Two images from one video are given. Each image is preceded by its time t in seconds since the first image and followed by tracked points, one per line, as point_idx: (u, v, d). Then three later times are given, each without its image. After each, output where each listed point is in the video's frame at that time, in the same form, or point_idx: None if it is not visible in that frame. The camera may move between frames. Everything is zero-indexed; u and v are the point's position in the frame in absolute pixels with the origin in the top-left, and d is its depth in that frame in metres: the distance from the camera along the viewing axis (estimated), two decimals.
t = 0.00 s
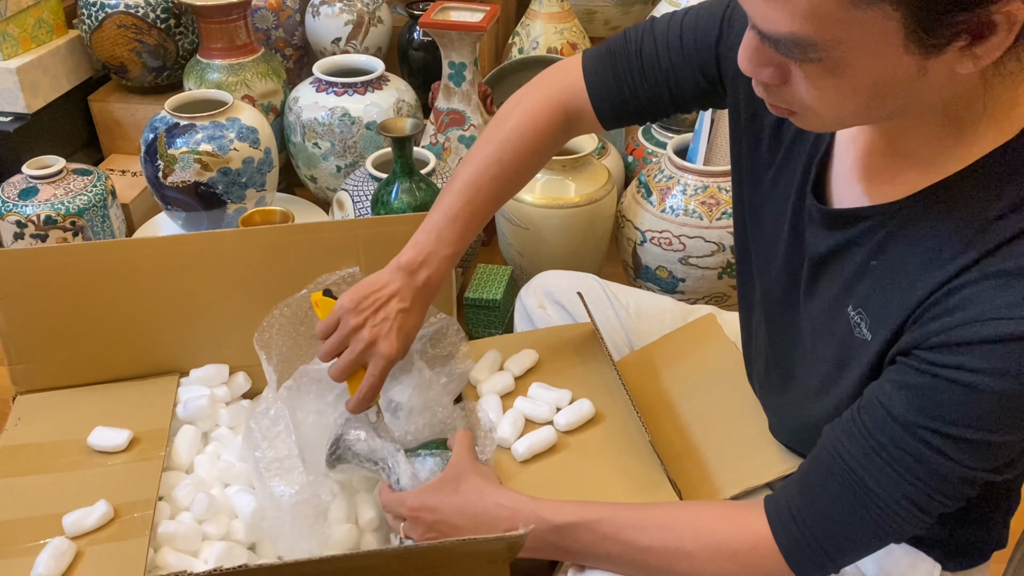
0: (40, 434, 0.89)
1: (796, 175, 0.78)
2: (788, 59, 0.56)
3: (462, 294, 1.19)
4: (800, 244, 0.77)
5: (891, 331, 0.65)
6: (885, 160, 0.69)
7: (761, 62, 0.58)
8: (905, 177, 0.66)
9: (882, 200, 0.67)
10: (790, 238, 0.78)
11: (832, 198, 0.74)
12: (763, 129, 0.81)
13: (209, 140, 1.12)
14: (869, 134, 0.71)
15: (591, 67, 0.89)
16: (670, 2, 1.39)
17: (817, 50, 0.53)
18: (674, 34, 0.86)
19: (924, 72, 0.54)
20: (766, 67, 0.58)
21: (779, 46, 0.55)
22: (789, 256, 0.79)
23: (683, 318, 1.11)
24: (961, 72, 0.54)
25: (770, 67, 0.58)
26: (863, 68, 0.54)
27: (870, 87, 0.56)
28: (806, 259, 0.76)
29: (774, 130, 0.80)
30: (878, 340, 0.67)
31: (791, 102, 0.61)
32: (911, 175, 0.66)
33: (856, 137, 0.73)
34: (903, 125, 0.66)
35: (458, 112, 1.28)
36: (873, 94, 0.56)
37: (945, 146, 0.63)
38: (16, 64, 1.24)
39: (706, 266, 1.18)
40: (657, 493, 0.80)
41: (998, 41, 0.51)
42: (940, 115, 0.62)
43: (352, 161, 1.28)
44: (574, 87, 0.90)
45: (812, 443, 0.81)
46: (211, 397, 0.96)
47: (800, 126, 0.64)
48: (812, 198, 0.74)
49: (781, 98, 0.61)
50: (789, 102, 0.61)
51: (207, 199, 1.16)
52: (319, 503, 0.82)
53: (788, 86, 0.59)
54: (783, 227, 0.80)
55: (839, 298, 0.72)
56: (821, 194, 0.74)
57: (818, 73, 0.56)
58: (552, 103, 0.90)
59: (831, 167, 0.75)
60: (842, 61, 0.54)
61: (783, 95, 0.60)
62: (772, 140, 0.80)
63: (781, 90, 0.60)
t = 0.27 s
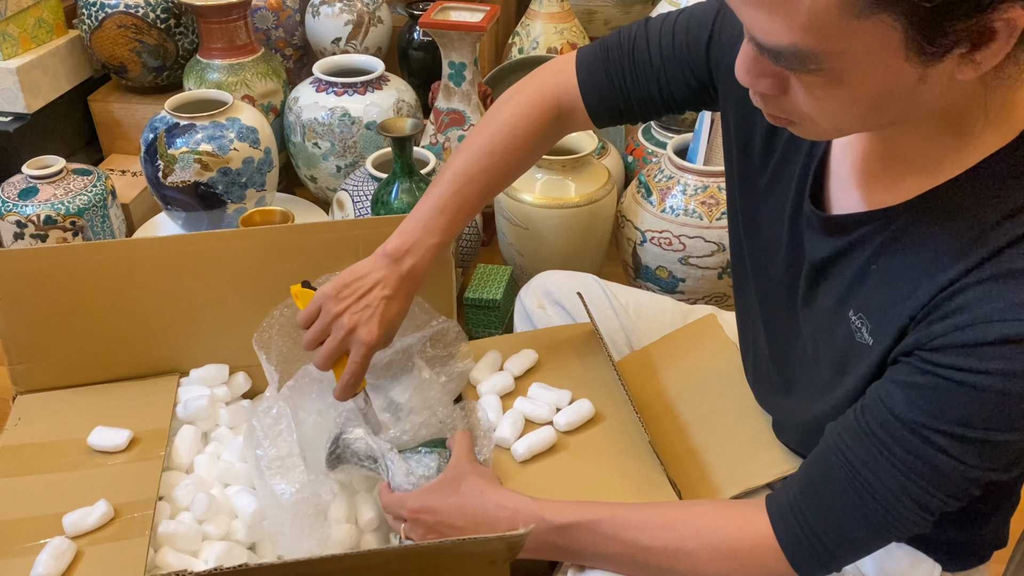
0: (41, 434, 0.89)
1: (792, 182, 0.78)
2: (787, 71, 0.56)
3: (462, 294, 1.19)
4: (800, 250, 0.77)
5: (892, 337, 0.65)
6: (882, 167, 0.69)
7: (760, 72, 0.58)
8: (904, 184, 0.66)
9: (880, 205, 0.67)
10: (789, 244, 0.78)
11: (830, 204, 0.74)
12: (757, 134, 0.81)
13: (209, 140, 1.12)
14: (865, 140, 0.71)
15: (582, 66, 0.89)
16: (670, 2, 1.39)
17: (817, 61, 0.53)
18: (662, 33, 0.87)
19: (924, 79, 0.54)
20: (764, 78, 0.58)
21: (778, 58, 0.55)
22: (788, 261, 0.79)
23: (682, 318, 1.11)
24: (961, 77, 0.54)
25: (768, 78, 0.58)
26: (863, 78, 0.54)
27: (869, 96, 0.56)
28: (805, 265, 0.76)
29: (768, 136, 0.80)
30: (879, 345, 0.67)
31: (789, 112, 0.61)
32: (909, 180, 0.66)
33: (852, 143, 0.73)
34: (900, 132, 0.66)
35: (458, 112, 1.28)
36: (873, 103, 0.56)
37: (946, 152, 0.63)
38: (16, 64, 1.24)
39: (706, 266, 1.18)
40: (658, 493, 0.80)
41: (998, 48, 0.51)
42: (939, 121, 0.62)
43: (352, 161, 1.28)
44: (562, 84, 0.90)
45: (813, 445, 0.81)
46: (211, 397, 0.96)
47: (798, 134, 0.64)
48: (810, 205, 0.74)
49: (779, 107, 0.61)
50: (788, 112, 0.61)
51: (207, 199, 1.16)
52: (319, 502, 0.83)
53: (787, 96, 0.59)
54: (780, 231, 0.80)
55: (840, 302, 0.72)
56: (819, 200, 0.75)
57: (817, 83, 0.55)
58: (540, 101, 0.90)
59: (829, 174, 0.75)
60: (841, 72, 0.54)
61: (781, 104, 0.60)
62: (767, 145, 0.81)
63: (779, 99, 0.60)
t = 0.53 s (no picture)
0: (41, 433, 0.89)
1: (792, 179, 0.77)
2: (786, 63, 0.56)
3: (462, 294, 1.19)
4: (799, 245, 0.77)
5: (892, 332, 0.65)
6: (882, 163, 0.69)
7: (758, 65, 0.58)
8: (904, 179, 0.66)
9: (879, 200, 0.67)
10: (788, 240, 0.78)
11: (830, 200, 0.74)
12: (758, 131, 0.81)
13: (209, 140, 1.12)
14: (866, 137, 0.71)
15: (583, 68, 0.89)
16: (670, 2, 1.39)
17: (814, 54, 0.53)
18: (663, 34, 0.87)
19: (922, 74, 0.54)
20: (763, 70, 0.58)
21: (776, 50, 0.55)
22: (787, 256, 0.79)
23: (682, 318, 1.11)
24: (959, 74, 0.54)
25: (767, 70, 0.58)
26: (861, 71, 0.54)
27: (868, 90, 0.55)
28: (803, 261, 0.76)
29: (767, 132, 0.80)
30: (879, 340, 0.67)
31: (787, 106, 0.61)
32: (908, 177, 0.66)
33: (852, 139, 0.73)
34: (899, 127, 0.65)
35: (458, 112, 1.28)
36: (871, 97, 0.56)
37: (944, 150, 0.62)
38: (16, 64, 1.24)
39: (706, 266, 1.18)
40: (658, 494, 0.80)
41: (995, 43, 0.51)
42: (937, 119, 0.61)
43: (352, 161, 1.28)
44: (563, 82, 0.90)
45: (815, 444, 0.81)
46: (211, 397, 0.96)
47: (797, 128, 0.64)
48: (810, 201, 0.74)
49: (777, 101, 0.61)
50: (786, 105, 0.61)
51: (207, 199, 1.16)
52: (301, 506, 0.81)
53: (785, 90, 0.59)
54: (779, 229, 0.80)
55: (838, 299, 0.72)
56: (819, 195, 0.75)
57: (815, 76, 0.55)
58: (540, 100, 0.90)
59: (829, 168, 0.75)
60: (839, 64, 0.54)
61: (780, 98, 0.60)
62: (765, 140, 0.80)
63: (777, 93, 0.60)
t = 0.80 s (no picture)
0: (41, 433, 0.89)
1: (798, 177, 0.77)
2: (794, 36, 0.56)
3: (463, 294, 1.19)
4: (805, 244, 0.77)
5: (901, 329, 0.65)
6: (889, 156, 0.68)
7: (766, 41, 0.58)
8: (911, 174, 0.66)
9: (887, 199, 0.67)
10: (792, 239, 0.78)
11: (835, 198, 0.73)
12: (764, 130, 0.81)
13: (209, 140, 1.12)
14: (871, 130, 0.70)
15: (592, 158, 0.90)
16: (670, 2, 1.39)
17: (825, 27, 0.53)
18: (663, 105, 0.87)
19: (928, 54, 0.54)
20: (770, 47, 0.58)
21: (786, 22, 0.55)
22: (791, 255, 0.79)
23: (682, 318, 1.11)
24: (964, 56, 0.55)
25: (775, 47, 0.58)
26: (868, 49, 0.54)
27: (874, 69, 0.56)
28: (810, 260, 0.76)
29: (775, 128, 0.80)
30: (888, 339, 0.66)
31: (793, 87, 0.61)
32: (917, 172, 0.66)
33: (857, 135, 0.72)
34: (904, 117, 0.66)
35: (458, 112, 1.28)
36: (877, 76, 0.56)
37: (953, 140, 0.63)
38: (16, 64, 1.24)
39: (706, 266, 1.18)
40: (659, 494, 0.80)
41: (1003, 24, 0.51)
42: (942, 108, 0.62)
43: (352, 161, 1.28)
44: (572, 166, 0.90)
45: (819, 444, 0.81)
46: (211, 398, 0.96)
47: (800, 113, 0.64)
48: (816, 199, 0.73)
49: (783, 81, 0.61)
50: (791, 86, 0.61)
51: (208, 199, 1.16)
52: (300, 519, 0.81)
53: (791, 68, 0.59)
54: (785, 228, 0.80)
55: (845, 298, 0.72)
56: (825, 194, 0.73)
57: (822, 53, 0.56)
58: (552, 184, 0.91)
59: (833, 166, 0.74)
60: (848, 39, 0.54)
61: (784, 78, 0.60)
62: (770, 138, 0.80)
63: (784, 72, 0.60)
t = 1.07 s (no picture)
0: (41, 433, 0.89)
1: (794, 177, 0.78)
2: (777, 31, 0.56)
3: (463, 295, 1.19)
4: (798, 243, 0.77)
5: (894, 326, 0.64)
6: (878, 153, 0.68)
7: (752, 36, 0.58)
8: (902, 170, 0.66)
9: (880, 196, 0.67)
10: (786, 239, 0.78)
11: (829, 195, 0.73)
12: (762, 135, 0.82)
13: (209, 140, 1.12)
14: (863, 127, 0.70)
15: (648, 193, 0.92)
16: (670, 2, 1.39)
17: (807, 21, 0.53)
18: (690, 134, 0.88)
19: (910, 47, 0.54)
20: (756, 42, 0.58)
21: (768, 17, 0.55)
22: (785, 254, 0.79)
23: (683, 318, 1.11)
24: (946, 52, 0.55)
25: (760, 42, 0.58)
26: (853, 42, 0.54)
27: (857, 64, 0.56)
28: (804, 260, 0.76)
29: (778, 129, 0.80)
30: (881, 337, 0.66)
31: (778, 84, 0.61)
32: (905, 165, 0.65)
33: (851, 132, 0.72)
34: (891, 113, 0.66)
35: (458, 112, 1.28)
36: (861, 71, 0.56)
37: (941, 135, 0.62)
38: (16, 64, 1.24)
39: (705, 266, 1.18)
40: (658, 494, 0.80)
41: (983, 20, 0.52)
42: (930, 102, 0.62)
43: (352, 161, 1.28)
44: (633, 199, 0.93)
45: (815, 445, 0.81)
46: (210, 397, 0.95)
47: (790, 113, 0.64)
48: (810, 197, 0.73)
49: (769, 78, 0.61)
50: (777, 83, 0.61)
51: (207, 199, 1.16)
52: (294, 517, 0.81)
53: (777, 65, 0.59)
54: (779, 228, 0.80)
55: (838, 298, 0.71)
56: (820, 191, 0.74)
57: (807, 48, 0.56)
58: (619, 218, 0.93)
59: (826, 164, 0.74)
60: (830, 33, 0.54)
61: (771, 75, 0.60)
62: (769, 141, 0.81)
63: (769, 69, 0.60)
